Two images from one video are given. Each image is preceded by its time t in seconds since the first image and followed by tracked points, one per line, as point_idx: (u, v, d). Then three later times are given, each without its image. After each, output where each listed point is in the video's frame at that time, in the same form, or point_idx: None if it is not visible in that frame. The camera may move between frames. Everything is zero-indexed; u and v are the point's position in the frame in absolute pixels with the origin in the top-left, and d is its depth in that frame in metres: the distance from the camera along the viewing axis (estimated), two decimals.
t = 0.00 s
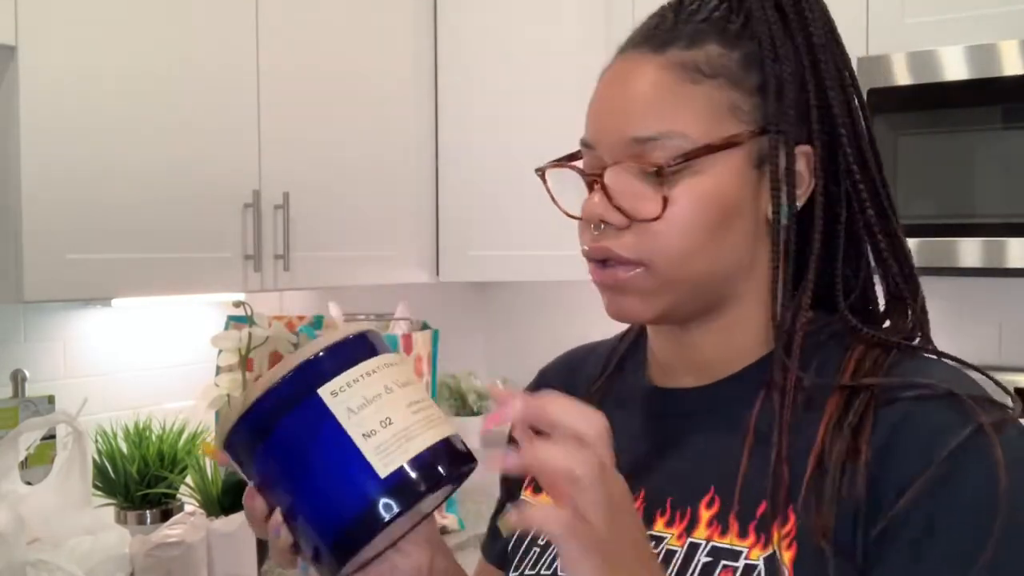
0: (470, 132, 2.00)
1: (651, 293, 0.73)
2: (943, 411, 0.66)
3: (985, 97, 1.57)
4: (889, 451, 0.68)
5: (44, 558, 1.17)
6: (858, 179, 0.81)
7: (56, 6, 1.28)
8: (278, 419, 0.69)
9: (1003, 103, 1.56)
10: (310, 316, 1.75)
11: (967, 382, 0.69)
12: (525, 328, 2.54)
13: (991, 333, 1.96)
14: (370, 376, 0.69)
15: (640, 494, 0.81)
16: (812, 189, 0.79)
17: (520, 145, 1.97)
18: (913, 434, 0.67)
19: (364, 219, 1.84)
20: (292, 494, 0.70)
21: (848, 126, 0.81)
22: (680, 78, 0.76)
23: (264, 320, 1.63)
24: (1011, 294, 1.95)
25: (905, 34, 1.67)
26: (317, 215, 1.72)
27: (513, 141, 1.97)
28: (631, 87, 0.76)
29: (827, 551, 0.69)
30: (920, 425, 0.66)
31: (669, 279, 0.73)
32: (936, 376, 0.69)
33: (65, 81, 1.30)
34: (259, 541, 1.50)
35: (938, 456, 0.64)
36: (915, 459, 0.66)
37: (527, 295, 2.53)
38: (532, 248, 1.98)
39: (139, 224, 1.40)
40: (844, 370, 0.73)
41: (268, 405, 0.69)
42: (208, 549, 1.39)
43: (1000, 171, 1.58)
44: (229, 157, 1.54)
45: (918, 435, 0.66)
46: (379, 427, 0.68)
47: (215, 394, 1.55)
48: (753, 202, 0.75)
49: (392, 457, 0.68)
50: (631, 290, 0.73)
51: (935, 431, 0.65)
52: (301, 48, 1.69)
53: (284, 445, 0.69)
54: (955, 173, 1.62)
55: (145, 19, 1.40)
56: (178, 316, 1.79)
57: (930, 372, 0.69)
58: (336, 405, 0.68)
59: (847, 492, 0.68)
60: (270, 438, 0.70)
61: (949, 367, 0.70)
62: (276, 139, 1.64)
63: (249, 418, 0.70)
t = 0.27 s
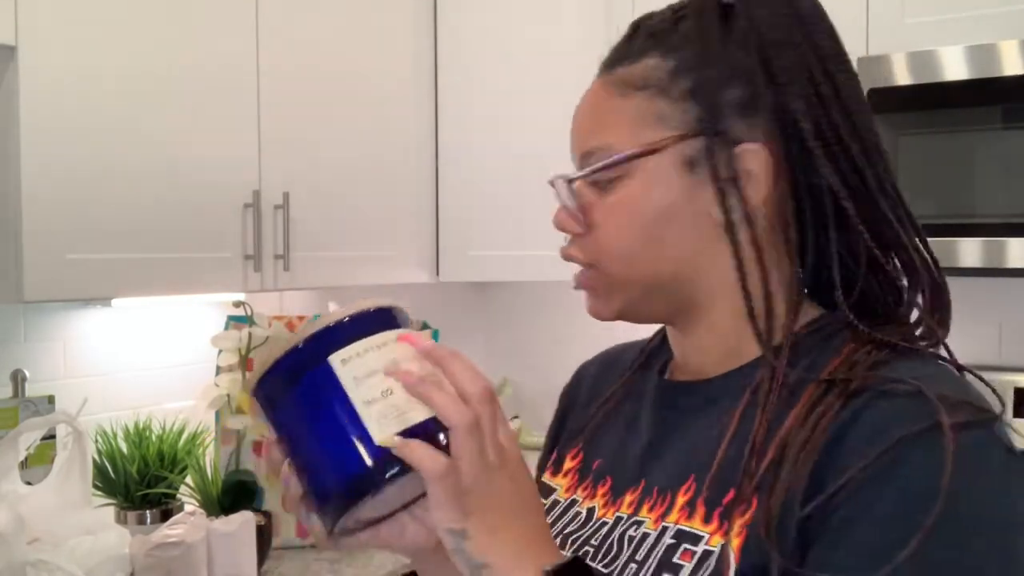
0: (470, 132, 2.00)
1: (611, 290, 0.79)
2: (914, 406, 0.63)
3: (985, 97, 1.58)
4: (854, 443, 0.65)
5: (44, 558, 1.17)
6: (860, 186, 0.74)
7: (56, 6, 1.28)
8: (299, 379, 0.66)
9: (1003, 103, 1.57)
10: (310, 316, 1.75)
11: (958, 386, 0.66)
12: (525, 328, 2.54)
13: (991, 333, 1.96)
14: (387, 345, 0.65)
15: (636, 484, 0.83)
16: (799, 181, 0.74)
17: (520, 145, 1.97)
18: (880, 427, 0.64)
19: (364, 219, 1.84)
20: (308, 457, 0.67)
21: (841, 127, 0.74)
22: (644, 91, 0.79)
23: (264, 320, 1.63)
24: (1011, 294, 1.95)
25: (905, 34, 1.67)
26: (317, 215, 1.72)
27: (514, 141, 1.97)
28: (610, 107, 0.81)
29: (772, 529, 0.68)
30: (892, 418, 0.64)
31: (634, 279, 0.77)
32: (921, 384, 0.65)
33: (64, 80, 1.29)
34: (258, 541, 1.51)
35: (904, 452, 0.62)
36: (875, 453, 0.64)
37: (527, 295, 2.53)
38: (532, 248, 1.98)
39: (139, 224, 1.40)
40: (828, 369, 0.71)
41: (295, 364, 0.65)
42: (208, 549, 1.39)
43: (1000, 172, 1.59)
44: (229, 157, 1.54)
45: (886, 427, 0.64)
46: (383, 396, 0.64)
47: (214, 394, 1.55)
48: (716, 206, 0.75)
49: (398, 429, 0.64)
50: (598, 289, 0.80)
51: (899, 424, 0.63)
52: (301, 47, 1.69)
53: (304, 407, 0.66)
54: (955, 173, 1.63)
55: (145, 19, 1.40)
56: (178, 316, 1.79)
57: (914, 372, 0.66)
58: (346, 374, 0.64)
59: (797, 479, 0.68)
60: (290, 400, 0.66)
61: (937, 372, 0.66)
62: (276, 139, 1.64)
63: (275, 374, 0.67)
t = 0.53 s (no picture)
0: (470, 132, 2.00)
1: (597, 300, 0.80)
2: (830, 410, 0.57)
3: (985, 97, 1.57)
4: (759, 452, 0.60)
5: (44, 558, 1.17)
6: (746, 212, 0.64)
7: (57, 6, 1.28)
8: (320, 332, 0.72)
9: (1003, 103, 1.56)
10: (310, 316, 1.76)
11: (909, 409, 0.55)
12: (525, 328, 2.54)
13: (991, 333, 1.96)
14: (405, 325, 0.73)
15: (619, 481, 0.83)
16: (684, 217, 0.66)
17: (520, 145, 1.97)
18: (795, 432, 0.58)
19: (364, 219, 1.84)
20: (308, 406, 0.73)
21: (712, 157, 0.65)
22: (581, 112, 0.75)
23: (264, 320, 1.63)
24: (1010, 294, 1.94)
25: (905, 33, 1.67)
26: (317, 215, 1.72)
27: (514, 141, 1.98)
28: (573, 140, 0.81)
29: (679, 526, 0.65)
30: (809, 424, 0.57)
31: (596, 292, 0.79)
32: (843, 408, 0.56)
33: (64, 80, 1.29)
34: (259, 540, 1.51)
35: (814, 460, 0.55)
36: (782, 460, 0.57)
37: (527, 295, 2.53)
38: (532, 248, 1.98)
39: (139, 224, 1.40)
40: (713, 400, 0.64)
41: (324, 320, 0.73)
42: (208, 549, 1.39)
43: (1000, 172, 1.58)
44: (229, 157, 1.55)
45: (804, 432, 0.57)
46: (362, 373, 0.71)
47: (215, 394, 1.55)
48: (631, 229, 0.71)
49: (382, 396, 0.70)
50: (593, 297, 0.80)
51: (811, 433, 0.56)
52: (301, 47, 1.69)
53: (318, 356, 0.72)
54: (955, 173, 1.63)
55: (145, 19, 1.40)
56: (178, 316, 1.79)
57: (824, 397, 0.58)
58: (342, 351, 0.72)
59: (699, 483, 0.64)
60: (306, 349, 0.73)
61: (870, 395, 0.56)
62: (276, 139, 1.64)
63: (304, 324, 0.73)
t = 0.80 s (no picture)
0: (470, 131, 2.01)
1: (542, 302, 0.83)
2: (698, 399, 0.61)
3: (985, 97, 1.59)
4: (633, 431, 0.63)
5: (44, 558, 1.17)
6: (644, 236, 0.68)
7: (58, 6, 1.28)
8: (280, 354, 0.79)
9: (1002, 103, 1.58)
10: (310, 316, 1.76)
11: (766, 410, 0.60)
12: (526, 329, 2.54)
13: (991, 333, 1.96)
14: (328, 371, 0.76)
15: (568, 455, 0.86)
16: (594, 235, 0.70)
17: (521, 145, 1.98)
18: (661, 414, 0.61)
19: (364, 219, 1.84)
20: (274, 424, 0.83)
21: (604, 178, 0.70)
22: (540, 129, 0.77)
23: (265, 320, 1.63)
24: (1010, 295, 1.95)
25: (905, 33, 1.67)
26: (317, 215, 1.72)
27: (515, 141, 1.99)
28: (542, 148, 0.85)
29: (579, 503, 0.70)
30: (680, 407, 0.61)
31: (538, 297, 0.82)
32: (712, 403, 0.60)
33: (64, 80, 1.29)
34: (259, 540, 1.51)
35: (673, 453, 0.59)
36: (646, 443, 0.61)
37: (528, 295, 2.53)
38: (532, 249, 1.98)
39: (139, 224, 1.40)
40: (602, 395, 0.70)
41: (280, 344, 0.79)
42: (208, 549, 1.38)
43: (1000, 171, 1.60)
44: (229, 156, 1.54)
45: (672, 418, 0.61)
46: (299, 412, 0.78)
47: (215, 394, 1.56)
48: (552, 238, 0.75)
49: (309, 442, 0.77)
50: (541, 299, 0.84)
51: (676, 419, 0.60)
52: (301, 47, 1.69)
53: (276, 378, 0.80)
54: (955, 173, 1.64)
55: (145, 18, 1.40)
56: (177, 316, 1.79)
57: (693, 390, 0.62)
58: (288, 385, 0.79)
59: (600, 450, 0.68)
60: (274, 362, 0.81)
61: (741, 393, 0.60)
62: (276, 139, 1.64)
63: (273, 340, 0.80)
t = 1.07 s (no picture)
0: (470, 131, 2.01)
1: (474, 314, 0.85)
2: (612, 403, 0.64)
3: (984, 97, 1.58)
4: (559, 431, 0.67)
5: (44, 558, 1.17)
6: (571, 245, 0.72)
7: (60, 7, 1.28)
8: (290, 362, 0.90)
9: (1002, 103, 1.57)
10: (310, 316, 1.76)
11: (674, 393, 0.64)
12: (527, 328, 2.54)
13: (990, 332, 1.97)
14: (309, 390, 0.86)
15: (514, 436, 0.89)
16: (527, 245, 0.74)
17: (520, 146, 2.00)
18: (583, 421, 0.65)
19: (364, 219, 1.84)
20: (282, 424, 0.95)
21: (532, 191, 0.73)
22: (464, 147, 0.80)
23: (265, 320, 1.63)
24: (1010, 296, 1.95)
25: (904, 33, 1.67)
26: (317, 215, 1.72)
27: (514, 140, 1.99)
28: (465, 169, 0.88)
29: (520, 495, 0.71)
30: (596, 412, 0.65)
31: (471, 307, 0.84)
32: (631, 395, 0.64)
33: (65, 80, 1.30)
34: (259, 540, 1.51)
35: (608, 447, 0.62)
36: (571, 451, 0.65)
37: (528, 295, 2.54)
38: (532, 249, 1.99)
39: (140, 225, 1.40)
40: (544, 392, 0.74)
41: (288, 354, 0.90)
42: (208, 549, 1.38)
43: (1000, 170, 1.58)
44: (229, 157, 1.54)
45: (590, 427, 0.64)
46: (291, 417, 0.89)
47: (215, 394, 1.55)
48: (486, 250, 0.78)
49: (290, 448, 0.88)
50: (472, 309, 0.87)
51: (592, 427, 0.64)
52: (300, 47, 1.69)
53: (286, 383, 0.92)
54: (955, 172, 1.62)
55: (145, 18, 1.40)
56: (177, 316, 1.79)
57: (611, 388, 0.66)
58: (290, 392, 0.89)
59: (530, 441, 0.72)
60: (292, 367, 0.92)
61: (648, 390, 0.64)
62: (276, 139, 1.64)
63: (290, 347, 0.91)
